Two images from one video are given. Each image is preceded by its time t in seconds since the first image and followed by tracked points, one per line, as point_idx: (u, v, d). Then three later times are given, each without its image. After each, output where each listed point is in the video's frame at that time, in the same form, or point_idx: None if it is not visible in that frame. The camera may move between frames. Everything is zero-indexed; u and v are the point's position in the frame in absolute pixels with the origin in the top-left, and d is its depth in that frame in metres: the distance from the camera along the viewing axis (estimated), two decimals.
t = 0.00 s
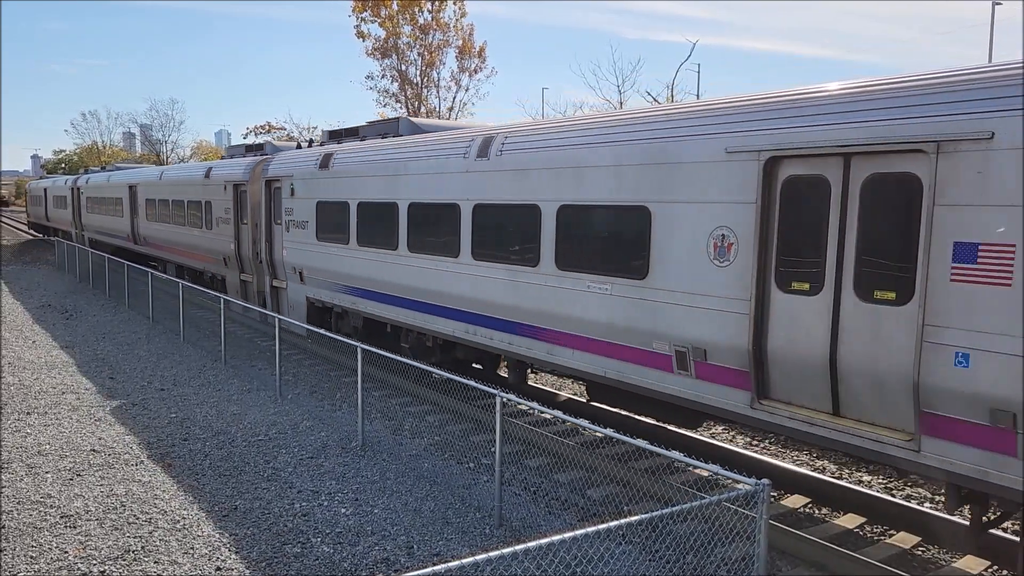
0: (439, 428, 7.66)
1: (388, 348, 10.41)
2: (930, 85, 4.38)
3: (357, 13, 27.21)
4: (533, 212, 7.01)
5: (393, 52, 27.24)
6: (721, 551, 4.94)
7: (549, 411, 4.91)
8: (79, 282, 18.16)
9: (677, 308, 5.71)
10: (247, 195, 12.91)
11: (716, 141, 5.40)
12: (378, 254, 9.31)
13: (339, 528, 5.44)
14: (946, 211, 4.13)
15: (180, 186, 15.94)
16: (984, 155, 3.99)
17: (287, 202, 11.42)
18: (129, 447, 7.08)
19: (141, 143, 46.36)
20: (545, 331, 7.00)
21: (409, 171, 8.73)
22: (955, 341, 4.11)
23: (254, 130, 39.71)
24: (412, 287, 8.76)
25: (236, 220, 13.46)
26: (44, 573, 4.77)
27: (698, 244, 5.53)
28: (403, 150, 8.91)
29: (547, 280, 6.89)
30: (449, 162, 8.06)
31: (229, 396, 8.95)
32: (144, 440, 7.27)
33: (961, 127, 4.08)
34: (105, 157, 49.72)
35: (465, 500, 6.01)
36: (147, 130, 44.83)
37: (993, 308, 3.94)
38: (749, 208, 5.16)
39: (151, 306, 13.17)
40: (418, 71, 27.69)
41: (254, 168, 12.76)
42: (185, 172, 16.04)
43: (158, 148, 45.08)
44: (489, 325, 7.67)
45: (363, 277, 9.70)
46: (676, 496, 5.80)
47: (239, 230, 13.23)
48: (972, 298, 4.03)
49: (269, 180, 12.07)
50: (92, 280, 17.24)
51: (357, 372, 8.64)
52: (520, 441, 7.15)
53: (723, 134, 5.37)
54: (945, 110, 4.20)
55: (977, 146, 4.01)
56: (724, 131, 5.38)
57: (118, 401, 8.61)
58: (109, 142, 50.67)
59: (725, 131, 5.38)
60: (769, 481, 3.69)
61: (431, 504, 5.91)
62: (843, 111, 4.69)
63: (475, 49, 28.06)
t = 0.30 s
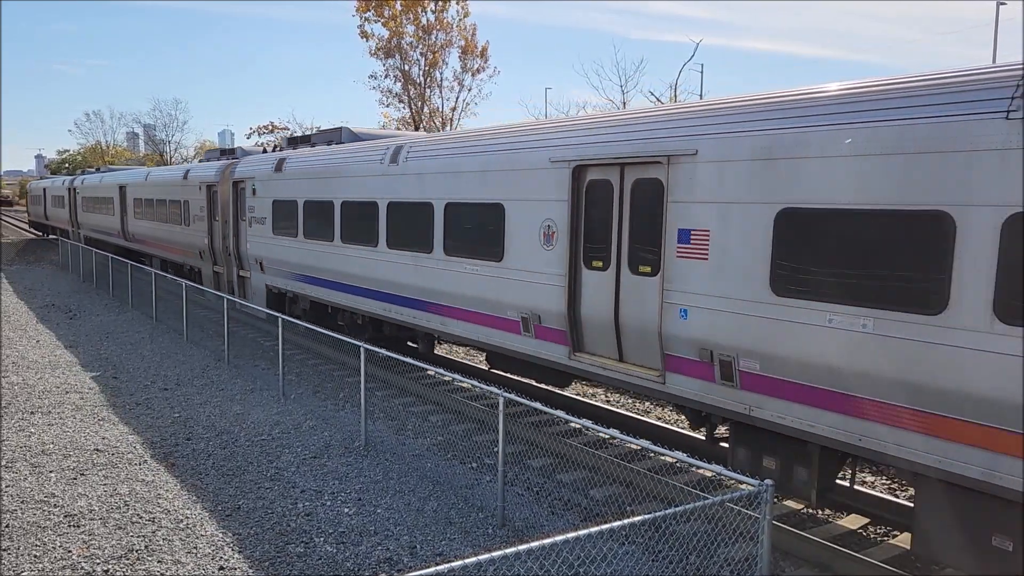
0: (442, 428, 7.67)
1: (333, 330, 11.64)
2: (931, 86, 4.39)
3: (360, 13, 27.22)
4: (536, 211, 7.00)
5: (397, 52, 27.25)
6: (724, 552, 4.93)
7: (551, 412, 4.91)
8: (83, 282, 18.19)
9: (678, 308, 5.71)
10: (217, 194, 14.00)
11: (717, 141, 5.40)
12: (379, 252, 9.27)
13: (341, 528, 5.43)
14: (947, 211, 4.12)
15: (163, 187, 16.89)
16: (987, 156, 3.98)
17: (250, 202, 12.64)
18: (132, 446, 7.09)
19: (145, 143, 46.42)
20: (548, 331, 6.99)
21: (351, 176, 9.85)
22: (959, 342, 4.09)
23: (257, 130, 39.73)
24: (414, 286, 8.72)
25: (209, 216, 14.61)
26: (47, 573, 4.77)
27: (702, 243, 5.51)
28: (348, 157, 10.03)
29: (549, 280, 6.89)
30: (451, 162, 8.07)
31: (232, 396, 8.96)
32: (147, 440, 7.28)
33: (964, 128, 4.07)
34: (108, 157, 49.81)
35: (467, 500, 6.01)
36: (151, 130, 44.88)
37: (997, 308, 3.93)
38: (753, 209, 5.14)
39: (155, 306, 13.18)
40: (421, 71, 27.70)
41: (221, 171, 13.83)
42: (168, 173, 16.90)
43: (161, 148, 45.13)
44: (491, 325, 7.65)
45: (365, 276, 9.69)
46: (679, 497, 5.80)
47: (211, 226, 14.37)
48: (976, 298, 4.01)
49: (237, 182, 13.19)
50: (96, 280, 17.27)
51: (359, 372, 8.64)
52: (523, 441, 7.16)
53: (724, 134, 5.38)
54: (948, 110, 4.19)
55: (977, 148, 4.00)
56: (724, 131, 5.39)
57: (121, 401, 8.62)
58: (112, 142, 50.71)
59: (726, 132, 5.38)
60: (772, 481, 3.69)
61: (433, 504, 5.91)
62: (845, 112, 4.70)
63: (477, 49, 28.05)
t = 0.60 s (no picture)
0: (446, 427, 7.68)
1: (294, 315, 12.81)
2: (932, 87, 4.39)
3: (364, 13, 27.24)
4: (538, 211, 6.99)
5: (400, 52, 27.25)
6: (728, 552, 4.93)
7: (555, 412, 4.90)
8: (88, 282, 18.20)
9: (680, 308, 5.69)
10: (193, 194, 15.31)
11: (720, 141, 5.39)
12: (382, 252, 9.28)
13: (345, 527, 5.43)
14: (950, 211, 4.09)
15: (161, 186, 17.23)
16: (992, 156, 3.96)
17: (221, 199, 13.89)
18: (136, 445, 7.10)
19: (149, 143, 46.48)
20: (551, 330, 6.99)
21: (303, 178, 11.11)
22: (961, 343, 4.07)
23: (262, 130, 39.74)
24: (417, 285, 8.73)
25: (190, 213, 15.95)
26: (52, 571, 4.78)
27: (705, 243, 5.49)
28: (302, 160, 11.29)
29: (551, 280, 6.88)
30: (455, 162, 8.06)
31: (236, 395, 8.97)
32: (151, 439, 7.29)
33: (968, 129, 4.05)
34: (113, 157, 49.89)
35: (471, 500, 6.01)
36: (155, 129, 44.94)
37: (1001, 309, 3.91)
38: (756, 208, 5.13)
39: (159, 305, 13.20)
40: (425, 70, 27.69)
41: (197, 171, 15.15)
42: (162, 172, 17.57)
43: (166, 148, 45.21)
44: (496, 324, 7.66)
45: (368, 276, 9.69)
46: (682, 497, 5.79)
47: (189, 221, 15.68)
48: (979, 298, 3.99)
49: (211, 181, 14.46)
50: (100, 280, 17.29)
51: (363, 372, 8.64)
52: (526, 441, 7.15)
53: (727, 134, 5.37)
54: (952, 110, 4.17)
55: (982, 148, 3.97)
56: (727, 131, 5.38)
57: (125, 400, 8.63)
58: (116, 142, 50.77)
59: (729, 132, 5.37)
60: (776, 482, 3.68)
61: (437, 503, 5.91)
62: (847, 113, 4.69)
63: (481, 48, 28.05)
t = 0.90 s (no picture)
0: (449, 427, 7.68)
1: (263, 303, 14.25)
2: (937, 88, 4.38)
3: (368, 13, 27.28)
4: (541, 211, 7.00)
5: (404, 51, 27.25)
6: (731, 552, 4.92)
7: (557, 411, 4.89)
8: (92, 282, 18.25)
9: (685, 309, 5.67)
10: (177, 193, 16.77)
11: (726, 142, 5.38)
12: (387, 251, 9.28)
13: (348, 527, 5.44)
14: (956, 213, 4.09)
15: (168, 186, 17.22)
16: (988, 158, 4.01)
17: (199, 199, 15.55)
18: (140, 444, 7.12)
19: (153, 143, 46.61)
20: (552, 330, 6.99)
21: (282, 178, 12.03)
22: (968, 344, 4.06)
23: (265, 130, 39.79)
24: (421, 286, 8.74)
25: (174, 212, 17.25)
26: (56, 570, 4.80)
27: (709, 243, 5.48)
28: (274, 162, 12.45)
29: (554, 280, 6.88)
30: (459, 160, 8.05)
31: (239, 395, 8.98)
32: (154, 438, 7.30)
33: (974, 131, 4.04)
34: (116, 157, 50.02)
35: (474, 500, 6.01)
36: (160, 130, 45.04)
37: (1007, 311, 3.89)
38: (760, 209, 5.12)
39: (163, 305, 13.23)
40: (428, 70, 27.71)
41: (182, 172, 16.58)
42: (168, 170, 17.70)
43: (170, 148, 45.29)
44: (496, 324, 7.67)
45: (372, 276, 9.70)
46: (686, 496, 5.79)
47: (173, 218, 16.98)
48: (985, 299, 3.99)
49: (193, 181, 15.86)
50: (104, 279, 17.31)
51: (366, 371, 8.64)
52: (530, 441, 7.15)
53: (733, 135, 5.36)
54: (956, 112, 4.17)
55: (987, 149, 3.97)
56: (732, 133, 5.38)
57: (129, 399, 8.65)
58: (120, 142, 50.90)
59: (734, 133, 5.36)
60: (780, 483, 3.67)
61: (440, 503, 5.91)
62: (852, 114, 4.68)
63: (484, 48, 28.06)
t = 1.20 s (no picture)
0: (451, 427, 7.68)
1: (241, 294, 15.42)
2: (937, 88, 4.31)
3: (370, 13, 27.29)
4: (543, 212, 6.98)
5: (406, 52, 27.28)
6: (734, 552, 4.91)
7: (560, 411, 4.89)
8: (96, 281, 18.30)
9: (686, 311, 5.63)
10: (161, 192, 17.91)
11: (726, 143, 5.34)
12: (393, 253, 9.28)
13: (350, 527, 5.43)
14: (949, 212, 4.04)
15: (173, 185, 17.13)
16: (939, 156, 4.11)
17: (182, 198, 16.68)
18: (143, 444, 7.12)
19: (156, 142, 46.70)
20: (553, 331, 6.98)
21: (283, 178, 12.06)
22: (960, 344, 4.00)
23: (268, 130, 39.84)
24: (424, 287, 8.73)
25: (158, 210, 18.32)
26: (59, 569, 4.80)
27: (707, 244, 5.45)
28: (236, 166, 13.93)
29: (555, 280, 6.86)
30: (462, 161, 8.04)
31: (242, 394, 8.98)
32: (157, 437, 7.31)
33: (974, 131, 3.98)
34: (120, 157, 50.13)
35: (477, 500, 6.01)
36: (163, 130, 45.12)
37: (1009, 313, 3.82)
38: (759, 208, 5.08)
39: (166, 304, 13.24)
40: (431, 70, 27.71)
41: (165, 173, 17.65)
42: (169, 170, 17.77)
43: (174, 147, 45.36)
44: (498, 325, 7.65)
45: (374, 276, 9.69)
46: (688, 496, 5.77)
47: (159, 216, 18.11)
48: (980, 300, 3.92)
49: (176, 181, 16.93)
50: (108, 278, 17.34)
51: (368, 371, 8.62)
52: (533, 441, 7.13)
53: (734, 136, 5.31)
54: (952, 112, 4.12)
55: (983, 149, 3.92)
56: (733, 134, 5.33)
57: (131, 399, 8.66)
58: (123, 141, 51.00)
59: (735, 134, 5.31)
60: (783, 483, 3.66)
61: (442, 503, 5.90)
62: (854, 116, 4.63)
63: (487, 48, 28.06)
